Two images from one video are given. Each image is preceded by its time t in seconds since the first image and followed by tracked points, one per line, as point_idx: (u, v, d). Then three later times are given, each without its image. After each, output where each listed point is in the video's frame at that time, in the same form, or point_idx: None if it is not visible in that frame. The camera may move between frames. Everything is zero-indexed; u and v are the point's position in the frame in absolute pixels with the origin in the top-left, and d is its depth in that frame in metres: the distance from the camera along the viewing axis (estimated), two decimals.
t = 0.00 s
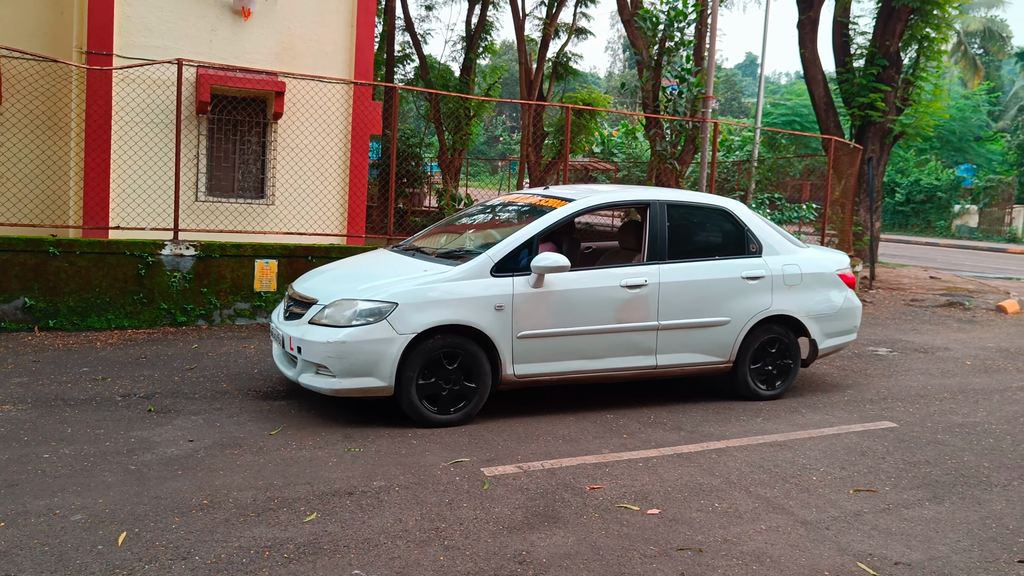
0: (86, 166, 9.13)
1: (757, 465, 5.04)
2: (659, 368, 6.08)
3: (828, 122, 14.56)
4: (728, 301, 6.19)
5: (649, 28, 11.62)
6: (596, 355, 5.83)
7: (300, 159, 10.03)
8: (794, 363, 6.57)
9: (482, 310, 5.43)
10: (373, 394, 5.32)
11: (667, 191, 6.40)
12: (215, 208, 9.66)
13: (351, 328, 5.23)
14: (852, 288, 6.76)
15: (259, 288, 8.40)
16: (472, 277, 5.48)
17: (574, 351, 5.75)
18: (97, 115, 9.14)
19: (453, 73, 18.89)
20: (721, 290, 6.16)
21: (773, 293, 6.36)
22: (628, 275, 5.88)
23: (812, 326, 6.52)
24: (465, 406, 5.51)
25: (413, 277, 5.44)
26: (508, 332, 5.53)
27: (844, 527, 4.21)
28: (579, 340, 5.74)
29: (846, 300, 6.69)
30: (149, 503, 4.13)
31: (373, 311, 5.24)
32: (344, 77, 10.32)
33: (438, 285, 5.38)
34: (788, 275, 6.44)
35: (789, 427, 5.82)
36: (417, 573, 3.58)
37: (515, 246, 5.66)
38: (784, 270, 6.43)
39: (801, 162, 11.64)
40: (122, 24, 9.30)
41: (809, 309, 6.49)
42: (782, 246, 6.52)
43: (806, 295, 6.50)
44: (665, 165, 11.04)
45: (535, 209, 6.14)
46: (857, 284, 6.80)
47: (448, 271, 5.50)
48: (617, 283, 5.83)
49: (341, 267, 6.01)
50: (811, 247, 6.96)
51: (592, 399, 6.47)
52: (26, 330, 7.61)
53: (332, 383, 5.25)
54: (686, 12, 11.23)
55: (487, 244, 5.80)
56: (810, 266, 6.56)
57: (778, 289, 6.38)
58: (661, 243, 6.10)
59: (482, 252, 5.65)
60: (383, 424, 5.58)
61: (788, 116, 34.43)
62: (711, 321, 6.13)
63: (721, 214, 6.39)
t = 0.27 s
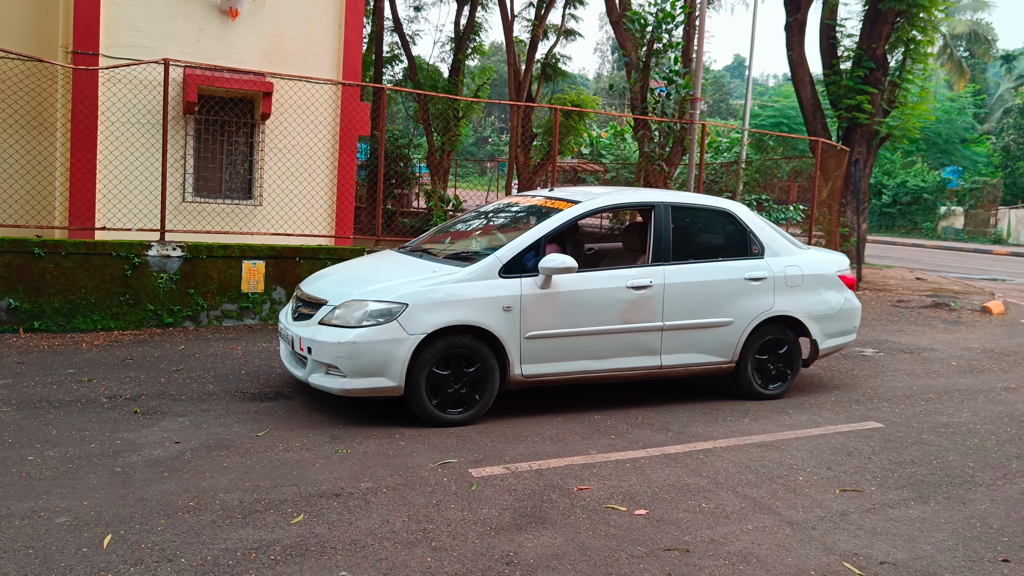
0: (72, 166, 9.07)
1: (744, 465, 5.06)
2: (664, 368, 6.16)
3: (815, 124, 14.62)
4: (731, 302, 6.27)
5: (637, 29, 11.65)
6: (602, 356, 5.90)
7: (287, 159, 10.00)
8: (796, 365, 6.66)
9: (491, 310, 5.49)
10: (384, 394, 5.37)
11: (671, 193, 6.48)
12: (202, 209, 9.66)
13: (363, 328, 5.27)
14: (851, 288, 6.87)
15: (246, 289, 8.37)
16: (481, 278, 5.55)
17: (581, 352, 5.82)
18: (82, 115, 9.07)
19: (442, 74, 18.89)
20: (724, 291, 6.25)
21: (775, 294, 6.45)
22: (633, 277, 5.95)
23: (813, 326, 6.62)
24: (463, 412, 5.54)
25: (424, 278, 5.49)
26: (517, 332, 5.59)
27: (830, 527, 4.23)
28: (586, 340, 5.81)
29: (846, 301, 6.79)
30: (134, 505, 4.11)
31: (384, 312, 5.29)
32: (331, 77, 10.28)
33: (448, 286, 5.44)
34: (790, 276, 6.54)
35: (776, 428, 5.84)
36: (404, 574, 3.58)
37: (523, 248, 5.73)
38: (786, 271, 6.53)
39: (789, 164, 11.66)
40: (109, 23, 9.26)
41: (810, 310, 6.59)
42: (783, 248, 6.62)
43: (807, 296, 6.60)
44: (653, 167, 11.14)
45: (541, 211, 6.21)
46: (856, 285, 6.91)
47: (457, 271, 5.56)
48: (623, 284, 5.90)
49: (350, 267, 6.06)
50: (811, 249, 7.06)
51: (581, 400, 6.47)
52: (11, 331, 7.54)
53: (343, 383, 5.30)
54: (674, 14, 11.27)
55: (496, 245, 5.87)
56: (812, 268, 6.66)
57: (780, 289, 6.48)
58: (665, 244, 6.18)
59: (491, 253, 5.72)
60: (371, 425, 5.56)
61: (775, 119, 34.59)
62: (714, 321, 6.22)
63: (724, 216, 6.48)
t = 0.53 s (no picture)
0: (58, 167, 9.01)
1: (731, 464, 5.07)
2: (665, 367, 6.22)
3: (802, 124, 14.67)
4: (731, 302, 6.35)
5: (625, 29, 11.66)
6: (605, 355, 5.96)
7: (275, 159, 9.97)
8: (795, 365, 6.74)
9: (496, 310, 5.53)
10: (389, 393, 5.40)
11: (671, 194, 6.55)
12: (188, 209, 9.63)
13: (369, 328, 5.30)
14: (848, 288, 6.97)
15: (232, 289, 8.33)
16: (486, 278, 5.59)
17: (584, 351, 5.87)
18: (69, 114, 9.03)
19: (430, 74, 18.86)
20: (725, 290, 6.32)
21: (774, 293, 6.54)
22: (636, 277, 6.01)
23: (812, 325, 6.71)
24: (456, 412, 5.55)
25: (430, 278, 5.52)
26: (522, 331, 5.63)
27: (816, 525, 4.25)
28: (589, 340, 5.87)
29: (843, 300, 6.89)
30: (120, 506, 4.09)
31: (391, 312, 5.32)
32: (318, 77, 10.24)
33: (454, 286, 5.47)
34: (789, 276, 6.62)
35: (763, 427, 5.86)
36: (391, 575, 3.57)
37: (527, 249, 5.78)
38: (785, 271, 6.61)
39: (776, 164, 11.62)
40: (94, 22, 9.21)
41: (809, 309, 6.69)
42: (782, 248, 6.70)
43: (806, 295, 6.69)
44: (641, 166, 11.15)
45: (544, 212, 6.26)
46: (853, 285, 7.01)
47: (462, 271, 5.60)
48: (625, 284, 5.96)
49: (355, 267, 6.09)
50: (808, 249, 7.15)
51: (570, 400, 6.48)
52: None
53: (350, 382, 5.32)
54: (661, 14, 11.29)
55: (500, 245, 5.92)
56: (810, 267, 6.76)
57: (779, 289, 6.56)
58: (666, 245, 6.24)
59: (496, 253, 5.76)
60: (359, 426, 5.55)
61: (763, 119, 34.72)
62: (714, 320, 6.29)
63: (724, 216, 6.55)
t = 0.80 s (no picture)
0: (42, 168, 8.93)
1: (715, 463, 5.09)
2: (663, 366, 6.27)
3: (787, 124, 14.74)
4: (728, 300, 6.42)
5: (610, 29, 11.68)
6: (605, 353, 6.00)
7: (259, 160, 9.95)
8: (788, 369, 6.80)
9: (497, 309, 5.56)
10: (391, 391, 5.42)
11: (668, 194, 6.61)
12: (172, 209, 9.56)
13: (371, 327, 5.32)
14: (841, 286, 7.07)
15: (217, 288, 8.28)
16: (487, 277, 5.61)
17: (584, 350, 5.91)
18: (51, 113, 8.94)
19: (415, 73, 18.84)
20: (722, 289, 6.39)
21: (770, 292, 6.61)
22: (634, 276, 6.06)
23: (807, 324, 6.80)
24: (445, 406, 5.53)
25: (432, 278, 5.55)
26: (522, 330, 5.67)
27: (799, 523, 4.27)
28: (589, 339, 5.91)
29: (837, 299, 6.99)
30: (102, 508, 4.06)
31: (393, 311, 5.34)
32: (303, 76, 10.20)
33: (456, 286, 5.50)
34: (784, 275, 6.71)
35: (748, 426, 5.89)
36: None
37: (527, 248, 5.81)
38: (780, 270, 6.70)
39: (760, 164, 11.73)
40: (77, 20, 9.12)
41: (803, 307, 6.78)
42: (777, 248, 6.79)
43: (801, 294, 6.78)
44: (627, 166, 11.22)
45: (543, 211, 6.29)
46: (846, 284, 7.11)
47: (463, 271, 5.63)
48: (624, 283, 6.00)
49: (354, 267, 6.10)
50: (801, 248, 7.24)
51: (556, 399, 6.48)
52: None
53: (353, 381, 5.35)
54: (647, 14, 11.32)
55: (500, 246, 5.96)
56: (804, 267, 6.85)
57: (774, 288, 6.65)
58: (663, 244, 6.30)
59: (496, 253, 5.79)
60: (344, 425, 5.53)
61: (747, 119, 34.87)
62: (712, 319, 6.35)
63: (720, 216, 6.62)
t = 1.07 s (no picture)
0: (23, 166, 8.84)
1: (701, 463, 5.10)
2: (662, 365, 6.33)
3: (772, 125, 14.81)
4: (725, 300, 6.49)
5: (596, 30, 11.70)
6: (604, 353, 6.06)
7: (245, 159, 9.87)
8: (782, 373, 6.87)
9: (499, 310, 5.61)
10: (394, 391, 5.45)
11: (666, 195, 6.67)
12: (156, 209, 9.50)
13: (374, 328, 5.34)
14: (836, 286, 7.17)
15: (202, 289, 8.24)
16: (489, 278, 5.66)
17: (583, 350, 5.97)
18: (33, 113, 8.85)
19: (402, 74, 18.82)
20: (719, 289, 6.47)
21: (766, 292, 6.70)
22: (633, 276, 6.12)
23: (802, 323, 6.89)
24: (440, 399, 5.54)
25: (434, 279, 5.58)
26: (523, 331, 5.72)
27: (785, 523, 4.29)
28: (589, 339, 5.97)
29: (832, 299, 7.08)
30: (86, 511, 4.03)
31: (396, 311, 5.37)
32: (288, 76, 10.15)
33: (458, 287, 5.54)
34: (780, 275, 6.79)
35: (734, 426, 5.91)
36: None
37: (528, 249, 5.86)
38: (776, 271, 6.78)
39: (746, 165, 11.81)
40: (59, 19, 9.04)
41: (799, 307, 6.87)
42: (773, 248, 6.87)
43: (797, 294, 6.86)
44: (613, 167, 11.25)
45: (542, 213, 6.35)
46: (840, 284, 7.20)
47: (465, 272, 5.66)
48: (624, 283, 6.06)
49: (356, 268, 6.13)
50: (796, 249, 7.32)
51: (543, 399, 6.49)
52: None
53: (356, 382, 5.37)
54: (632, 15, 11.35)
55: (501, 247, 5.99)
56: (799, 267, 6.94)
57: (771, 288, 6.73)
58: (662, 245, 6.37)
59: (497, 254, 5.84)
60: (330, 427, 5.51)
61: (733, 120, 35.04)
62: (709, 319, 6.43)
63: (717, 217, 6.70)
